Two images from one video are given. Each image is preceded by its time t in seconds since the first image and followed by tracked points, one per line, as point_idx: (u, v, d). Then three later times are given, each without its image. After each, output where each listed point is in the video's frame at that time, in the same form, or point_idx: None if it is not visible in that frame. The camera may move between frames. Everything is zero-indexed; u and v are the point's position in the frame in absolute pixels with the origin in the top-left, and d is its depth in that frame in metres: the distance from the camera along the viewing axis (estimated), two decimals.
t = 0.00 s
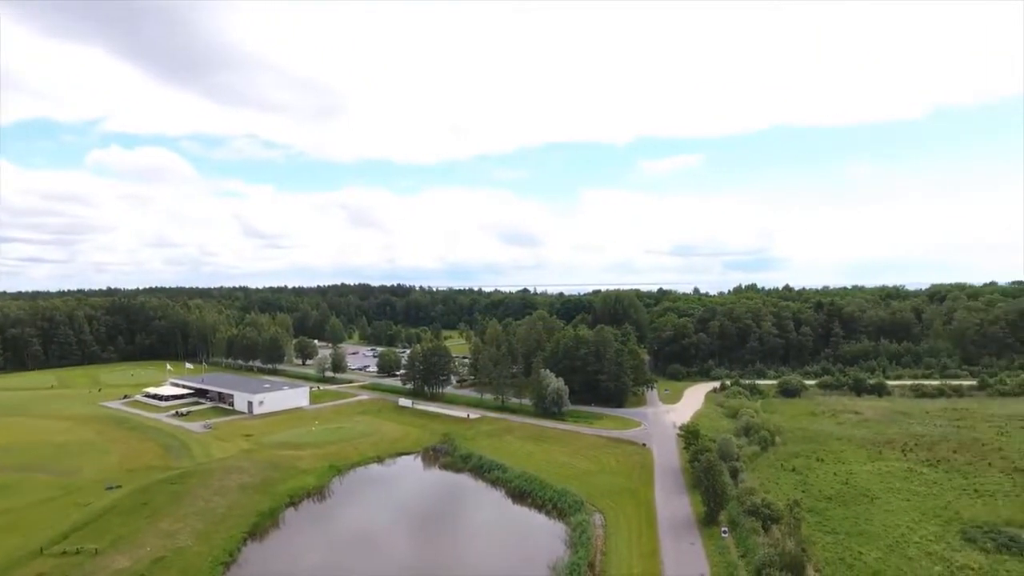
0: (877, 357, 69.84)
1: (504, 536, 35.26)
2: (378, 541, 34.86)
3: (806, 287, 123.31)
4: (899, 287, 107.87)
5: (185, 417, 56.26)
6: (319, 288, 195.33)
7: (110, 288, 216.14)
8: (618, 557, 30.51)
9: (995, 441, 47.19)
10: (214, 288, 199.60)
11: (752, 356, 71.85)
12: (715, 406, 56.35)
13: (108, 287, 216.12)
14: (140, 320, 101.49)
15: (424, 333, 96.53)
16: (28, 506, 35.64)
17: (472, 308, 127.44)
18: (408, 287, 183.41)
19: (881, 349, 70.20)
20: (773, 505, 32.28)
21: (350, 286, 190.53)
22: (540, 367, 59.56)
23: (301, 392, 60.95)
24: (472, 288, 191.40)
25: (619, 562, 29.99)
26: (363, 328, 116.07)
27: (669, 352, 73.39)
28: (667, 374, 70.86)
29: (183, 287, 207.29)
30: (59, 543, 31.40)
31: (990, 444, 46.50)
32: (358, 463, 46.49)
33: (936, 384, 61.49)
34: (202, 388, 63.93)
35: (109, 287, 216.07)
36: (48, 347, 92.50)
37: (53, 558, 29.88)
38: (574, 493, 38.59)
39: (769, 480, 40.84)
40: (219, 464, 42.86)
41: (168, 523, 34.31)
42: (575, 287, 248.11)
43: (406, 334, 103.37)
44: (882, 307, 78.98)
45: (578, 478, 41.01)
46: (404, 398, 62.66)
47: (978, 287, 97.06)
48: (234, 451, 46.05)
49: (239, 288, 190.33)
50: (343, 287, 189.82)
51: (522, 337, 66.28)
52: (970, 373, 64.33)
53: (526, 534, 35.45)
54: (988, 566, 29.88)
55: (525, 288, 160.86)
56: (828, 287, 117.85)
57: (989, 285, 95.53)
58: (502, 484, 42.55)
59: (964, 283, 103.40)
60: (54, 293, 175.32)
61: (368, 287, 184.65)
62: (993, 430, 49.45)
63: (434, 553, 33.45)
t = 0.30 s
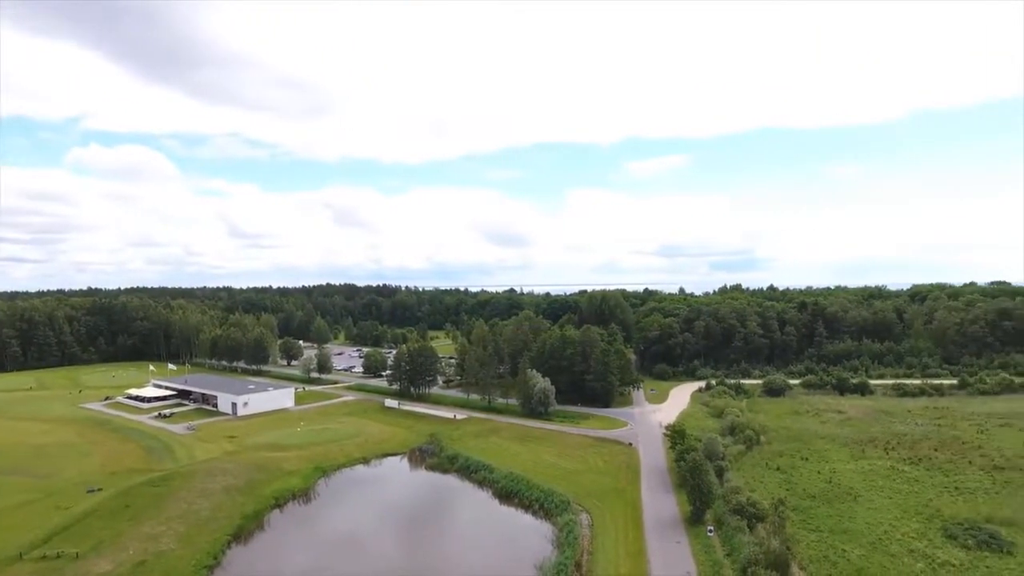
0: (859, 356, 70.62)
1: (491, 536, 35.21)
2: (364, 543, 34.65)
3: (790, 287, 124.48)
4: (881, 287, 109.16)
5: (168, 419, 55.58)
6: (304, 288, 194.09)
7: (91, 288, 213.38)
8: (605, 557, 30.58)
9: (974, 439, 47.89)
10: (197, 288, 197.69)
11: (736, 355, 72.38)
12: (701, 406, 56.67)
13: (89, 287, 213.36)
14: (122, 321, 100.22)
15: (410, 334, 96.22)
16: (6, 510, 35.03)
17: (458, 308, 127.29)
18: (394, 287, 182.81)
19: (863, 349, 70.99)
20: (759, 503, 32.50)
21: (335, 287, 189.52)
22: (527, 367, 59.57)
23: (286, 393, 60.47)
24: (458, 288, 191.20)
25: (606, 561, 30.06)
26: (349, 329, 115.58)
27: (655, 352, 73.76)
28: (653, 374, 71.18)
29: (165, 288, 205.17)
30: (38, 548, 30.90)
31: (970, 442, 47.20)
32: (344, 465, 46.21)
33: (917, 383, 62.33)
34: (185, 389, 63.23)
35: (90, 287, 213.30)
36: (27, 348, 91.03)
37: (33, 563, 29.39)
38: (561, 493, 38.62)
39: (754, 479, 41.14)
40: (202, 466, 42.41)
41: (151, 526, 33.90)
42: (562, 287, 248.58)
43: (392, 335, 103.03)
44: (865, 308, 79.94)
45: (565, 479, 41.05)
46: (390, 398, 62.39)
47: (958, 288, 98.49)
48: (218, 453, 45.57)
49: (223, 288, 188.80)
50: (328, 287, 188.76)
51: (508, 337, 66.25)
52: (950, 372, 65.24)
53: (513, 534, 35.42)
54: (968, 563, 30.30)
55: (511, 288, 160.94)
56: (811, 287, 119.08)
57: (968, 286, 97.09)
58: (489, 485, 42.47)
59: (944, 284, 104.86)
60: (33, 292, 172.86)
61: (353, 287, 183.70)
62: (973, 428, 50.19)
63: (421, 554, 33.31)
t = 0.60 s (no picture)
0: (850, 356, 71.03)
1: (484, 537, 35.18)
2: (356, 544, 34.53)
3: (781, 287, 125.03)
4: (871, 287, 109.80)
5: (158, 420, 55.16)
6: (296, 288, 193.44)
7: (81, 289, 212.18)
8: (598, 557, 30.59)
9: (964, 438, 48.27)
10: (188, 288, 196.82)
11: (728, 355, 72.65)
12: (693, 406, 56.80)
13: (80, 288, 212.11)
14: (111, 321, 99.48)
15: (403, 334, 96.09)
16: None
17: (451, 308, 127.15)
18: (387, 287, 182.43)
19: (854, 349, 71.42)
20: (751, 502, 32.63)
21: (327, 287, 188.94)
22: (520, 367, 59.53)
23: (277, 394, 60.18)
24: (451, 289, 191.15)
25: (599, 561, 30.10)
26: (342, 329, 115.33)
27: (648, 352, 73.95)
28: (646, 374, 71.30)
29: (156, 289, 204.27)
30: (27, 551, 30.59)
31: (959, 441, 47.56)
32: (336, 466, 46.03)
33: (907, 382, 62.75)
34: (176, 391, 62.81)
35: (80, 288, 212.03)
36: (15, 349, 90.22)
37: (20, 566, 29.08)
38: (554, 493, 38.64)
39: (746, 479, 41.30)
40: (193, 467, 42.15)
41: (141, 528, 33.66)
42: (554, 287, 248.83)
43: (385, 335, 102.83)
44: (855, 308, 80.47)
45: (558, 479, 41.08)
46: (382, 399, 62.20)
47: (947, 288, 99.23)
48: (209, 455, 45.27)
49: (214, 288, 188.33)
50: (320, 287, 188.07)
51: (501, 338, 66.20)
52: (940, 371, 65.71)
53: (506, 534, 35.40)
54: (959, 561, 30.52)
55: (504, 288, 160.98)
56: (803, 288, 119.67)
57: (957, 285, 97.94)
58: (482, 486, 42.43)
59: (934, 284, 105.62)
60: (22, 293, 171.78)
61: (346, 287, 183.09)
62: (963, 427, 50.57)
63: (414, 555, 33.25)
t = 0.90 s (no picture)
0: (846, 356, 71.27)
1: (480, 537, 35.16)
2: (353, 544, 34.46)
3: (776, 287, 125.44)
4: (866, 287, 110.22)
5: (153, 420, 54.97)
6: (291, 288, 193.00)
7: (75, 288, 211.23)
8: (594, 557, 30.60)
9: (958, 437, 48.49)
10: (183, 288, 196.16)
11: (724, 355, 72.79)
12: (689, 406, 56.89)
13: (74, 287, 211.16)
14: (106, 321, 99.02)
15: (399, 334, 96.01)
16: None
17: (447, 309, 127.05)
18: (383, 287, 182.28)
19: (850, 348, 71.66)
20: (747, 502, 32.71)
21: (323, 287, 188.59)
22: (516, 368, 59.50)
23: (273, 395, 60.02)
24: (447, 289, 191.11)
25: (596, 561, 30.12)
26: (337, 329, 115.15)
27: (644, 352, 74.04)
28: (642, 374, 71.40)
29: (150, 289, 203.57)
30: (21, 552, 30.45)
31: (954, 441, 47.77)
32: (332, 466, 45.94)
33: (902, 382, 62.94)
34: (171, 391, 62.58)
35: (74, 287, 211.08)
36: (9, 349, 89.76)
37: (14, 567, 28.94)
38: (550, 493, 38.66)
39: (742, 478, 41.38)
40: (188, 468, 42.01)
41: (136, 528, 33.54)
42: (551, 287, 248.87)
43: (381, 335, 102.71)
44: (851, 308, 80.78)
45: (555, 479, 41.07)
46: (378, 399, 62.09)
47: (942, 288, 99.65)
48: (204, 455, 45.14)
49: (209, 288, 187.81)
50: (316, 287, 187.70)
51: (497, 338, 66.18)
52: (935, 371, 66.00)
53: (503, 535, 35.39)
54: (954, 561, 30.63)
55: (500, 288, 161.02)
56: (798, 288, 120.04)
57: (951, 285, 98.41)
58: (478, 486, 42.41)
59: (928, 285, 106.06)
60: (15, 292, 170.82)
61: (341, 287, 182.75)
62: (957, 427, 50.80)
63: (410, 555, 33.22)
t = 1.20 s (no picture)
0: (843, 356, 71.41)
1: (479, 537, 35.16)
2: (351, 545, 34.45)
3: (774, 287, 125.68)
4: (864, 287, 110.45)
5: (150, 421, 54.85)
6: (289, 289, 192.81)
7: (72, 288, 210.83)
8: (592, 557, 30.62)
9: (956, 437, 48.62)
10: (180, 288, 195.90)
11: (722, 355, 72.88)
12: (687, 406, 56.93)
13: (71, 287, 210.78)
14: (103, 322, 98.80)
15: (397, 334, 95.98)
16: None
17: (445, 309, 126.99)
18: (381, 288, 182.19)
19: (847, 349, 71.80)
20: (744, 502, 32.77)
21: (320, 288, 188.52)
22: (514, 367, 59.50)
23: (271, 395, 59.94)
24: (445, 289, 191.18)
25: (594, 561, 30.13)
26: (335, 329, 115.07)
27: (642, 352, 74.10)
28: (640, 374, 71.46)
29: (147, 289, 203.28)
30: (18, 552, 30.39)
31: (951, 440, 47.90)
32: (330, 466, 45.90)
33: (900, 382, 63.05)
34: (169, 391, 62.48)
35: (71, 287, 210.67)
36: (6, 349, 89.55)
37: (11, 568, 28.89)
38: (548, 493, 38.67)
39: (740, 478, 41.45)
40: (186, 468, 41.94)
41: (134, 529, 33.49)
42: (549, 287, 249.01)
43: (379, 335, 102.69)
44: (848, 308, 80.93)
45: (553, 479, 41.08)
46: (376, 399, 62.06)
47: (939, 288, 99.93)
48: (202, 456, 45.05)
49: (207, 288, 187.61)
50: (313, 287, 187.54)
51: (495, 338, 66.18)
52: (932, 371, 66.15)
53: (501, 534, 35.40)
54: (951, 560, 30.69)
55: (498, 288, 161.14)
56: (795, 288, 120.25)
57: (948, 285, 98.72)
58: (477, 486, 42.39)
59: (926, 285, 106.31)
60: (11, 292, 170.35)
61: (339, 287, 182.60)
62: (955, 427, 50.91)
63: (408, 555, 33.23)
